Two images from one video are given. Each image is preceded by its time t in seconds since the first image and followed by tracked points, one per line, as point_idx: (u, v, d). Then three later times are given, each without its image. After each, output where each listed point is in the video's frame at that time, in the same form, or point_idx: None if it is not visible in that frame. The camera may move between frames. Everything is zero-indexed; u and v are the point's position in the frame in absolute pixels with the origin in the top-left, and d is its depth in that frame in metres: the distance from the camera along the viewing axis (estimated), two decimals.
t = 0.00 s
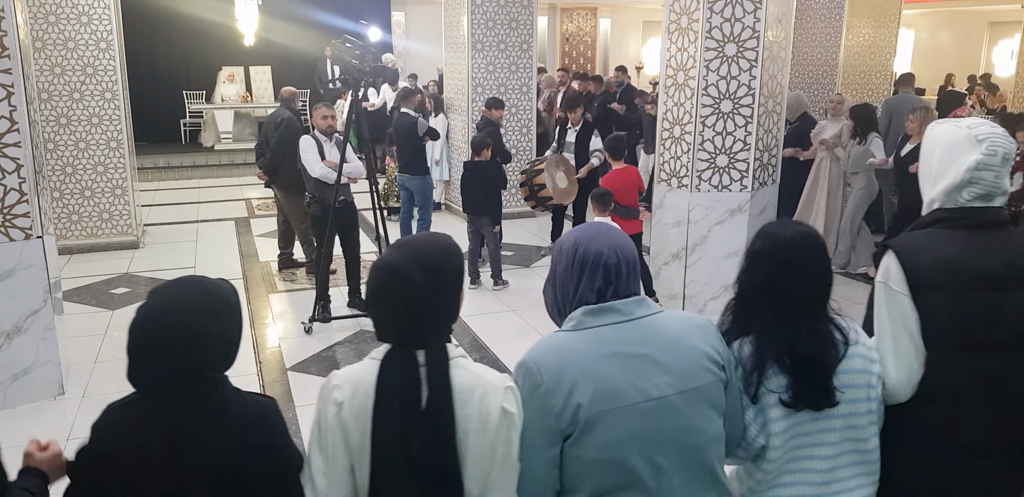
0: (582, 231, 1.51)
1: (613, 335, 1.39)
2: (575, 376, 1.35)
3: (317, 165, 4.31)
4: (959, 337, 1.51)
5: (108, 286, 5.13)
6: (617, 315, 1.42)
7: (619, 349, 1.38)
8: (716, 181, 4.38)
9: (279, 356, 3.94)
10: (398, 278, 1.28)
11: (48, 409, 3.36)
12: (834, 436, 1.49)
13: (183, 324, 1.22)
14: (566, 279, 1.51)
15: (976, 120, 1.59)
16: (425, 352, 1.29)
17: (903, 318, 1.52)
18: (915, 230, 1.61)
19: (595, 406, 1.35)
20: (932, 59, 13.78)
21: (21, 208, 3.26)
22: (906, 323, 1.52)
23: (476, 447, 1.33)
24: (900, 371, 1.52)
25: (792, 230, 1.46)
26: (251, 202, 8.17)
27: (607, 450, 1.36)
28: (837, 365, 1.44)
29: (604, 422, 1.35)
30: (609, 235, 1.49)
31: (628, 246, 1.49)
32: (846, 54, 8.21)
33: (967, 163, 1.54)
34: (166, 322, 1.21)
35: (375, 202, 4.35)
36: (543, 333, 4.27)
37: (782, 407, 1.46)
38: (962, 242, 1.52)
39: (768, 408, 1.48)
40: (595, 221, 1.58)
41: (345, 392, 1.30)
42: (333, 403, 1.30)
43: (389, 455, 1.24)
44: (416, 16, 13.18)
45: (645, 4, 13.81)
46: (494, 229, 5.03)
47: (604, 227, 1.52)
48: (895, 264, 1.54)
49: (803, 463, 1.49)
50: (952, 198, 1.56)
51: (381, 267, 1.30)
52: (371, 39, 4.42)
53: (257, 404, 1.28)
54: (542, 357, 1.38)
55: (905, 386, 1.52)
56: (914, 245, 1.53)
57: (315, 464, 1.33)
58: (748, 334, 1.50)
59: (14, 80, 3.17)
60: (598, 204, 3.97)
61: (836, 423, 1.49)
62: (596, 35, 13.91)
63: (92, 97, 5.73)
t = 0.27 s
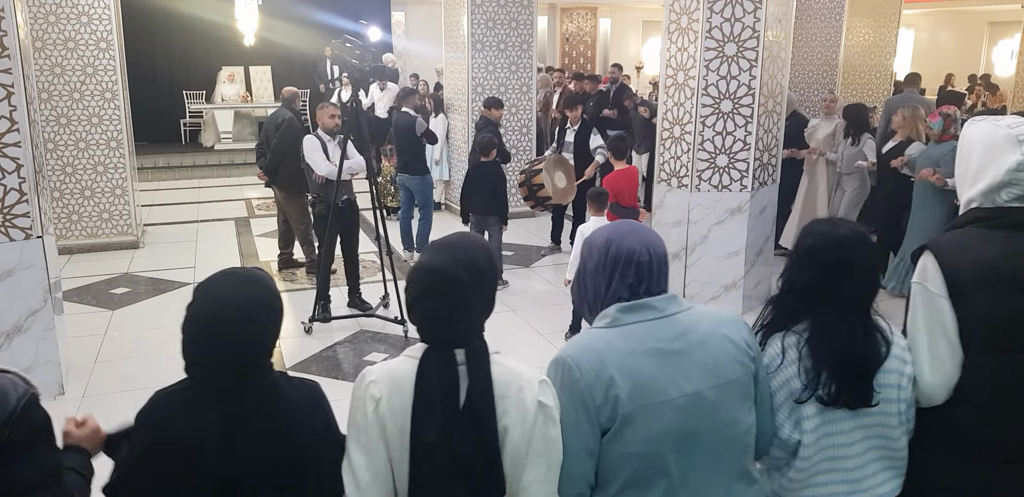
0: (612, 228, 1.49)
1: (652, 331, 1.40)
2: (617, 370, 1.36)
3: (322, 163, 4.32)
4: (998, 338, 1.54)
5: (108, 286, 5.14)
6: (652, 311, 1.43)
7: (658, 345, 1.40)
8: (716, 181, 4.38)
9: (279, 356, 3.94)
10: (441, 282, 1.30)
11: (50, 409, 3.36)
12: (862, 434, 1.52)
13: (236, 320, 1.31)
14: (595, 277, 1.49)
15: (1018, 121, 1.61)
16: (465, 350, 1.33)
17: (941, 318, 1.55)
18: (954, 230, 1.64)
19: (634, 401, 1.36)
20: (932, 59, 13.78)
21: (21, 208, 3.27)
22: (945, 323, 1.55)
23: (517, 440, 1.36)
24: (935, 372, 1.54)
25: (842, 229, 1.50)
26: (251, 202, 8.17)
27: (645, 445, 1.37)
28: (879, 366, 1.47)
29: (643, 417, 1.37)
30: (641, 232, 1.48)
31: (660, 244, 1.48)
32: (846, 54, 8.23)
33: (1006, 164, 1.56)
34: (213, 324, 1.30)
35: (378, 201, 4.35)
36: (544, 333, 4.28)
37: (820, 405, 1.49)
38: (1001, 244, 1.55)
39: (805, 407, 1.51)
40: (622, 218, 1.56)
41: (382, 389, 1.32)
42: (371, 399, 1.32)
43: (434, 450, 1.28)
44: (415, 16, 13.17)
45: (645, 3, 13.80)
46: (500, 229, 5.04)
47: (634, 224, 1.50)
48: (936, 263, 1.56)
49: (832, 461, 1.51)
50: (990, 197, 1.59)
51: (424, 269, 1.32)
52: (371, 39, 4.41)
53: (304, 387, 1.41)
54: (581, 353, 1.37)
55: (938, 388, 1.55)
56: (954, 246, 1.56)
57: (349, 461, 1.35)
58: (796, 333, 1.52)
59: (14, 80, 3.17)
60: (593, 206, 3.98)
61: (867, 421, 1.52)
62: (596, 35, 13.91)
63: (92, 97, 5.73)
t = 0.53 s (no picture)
0: (636, 228, 1.54)
1: (672, 333, 1.41)
2: (636, 370, 1.37)
3: (323, 169, 4.33)
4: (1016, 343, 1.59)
5: (108, 286, 5.14)
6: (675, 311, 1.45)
7: (677, 348, 1.40)
8: (716, 181, 4.38)
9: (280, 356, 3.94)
10: (470, 286, 1.33)
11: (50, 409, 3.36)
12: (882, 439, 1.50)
13: (263, 324, 1.32)
14: (622, 275, 1.54)
15: None
16: (487, 356, 1.34)
17: (963, 320, 1.60)
18: (978, 233, 1.70)
19: (653, 402, 1.37)
20: (931, 59, 13.79)
21: (21, 208, 3.27)
22: (966, 326, 1.60)
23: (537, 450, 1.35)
24: (953, 376, 1.58)
25: (869, 233, 1.48)
26: (251, 202, 8.17)
27: (664, 448, 1.38)
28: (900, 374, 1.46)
29: (663, 418, 1.37)
30: (665, 232, 1.52)
31: (682, 243, 1.52)
32: (846, 54, 8.23)
33: None
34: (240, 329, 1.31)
35: (379, 202, 4.34)
36: (544, 333, 4.28)
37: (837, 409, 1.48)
38: None
39: (820, 411, 1.51)
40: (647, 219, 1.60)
41: (404, 396, 1.32)
42: (392, 406, 1.31)
43: (457, 458, 1.28)
44: (416, 16, 13.17)
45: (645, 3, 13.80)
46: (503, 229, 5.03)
47: (658, 224, 1.54)
48: (961, 266, 1.62)
49: (850, 466, 1.50)
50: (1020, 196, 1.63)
51: (452, 274, 1.34)
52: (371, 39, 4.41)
53: (327, 386, 1.40)
54: (603, 353, 1.39)
55: (956, 390, 1.58)
56: (980, 250, 1.61)
57: (378, 457, 1.33)
58: (818, 337, 1.51)
59: (13, 81, 3.17)
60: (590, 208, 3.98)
61: (885, 426, 1.49)
62: (596, 35, 13.91)
63: (92, 97, 5.73)
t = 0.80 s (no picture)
0: (641, 228, 1.51)
1: (672, 337, 1.41)
2: (633, 374, 1.36)
3: (325, 169, 4.33)
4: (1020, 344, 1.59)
5: (108, 286, 5.14)
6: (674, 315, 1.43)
7: (676, 351, 1.39)
8: (716, 181, 4.38)
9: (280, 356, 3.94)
10: (474, 289, 1.34)
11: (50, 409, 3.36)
12: (873, 441, 1.50)
13: (273, 327, 1.31)
14: (624, 275, 1.51)
15: None
16: (490, 356, 1.35)
17: (968, 321, 1.59)
18: (991, 233, 1.68)
19: (650, 406, 1.36)
20: (931, 59, 13.78)
21: (21, 208, 3.27)
22: (970, 327, 1.59)
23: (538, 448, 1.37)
24: (951, 376, 1.59)
25: (863, 231, 1.48)
26: (251, 201, 8.18)
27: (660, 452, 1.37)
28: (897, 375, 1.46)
29: (663, 422, 1.37)
30: (671, 234, 1.48)
31: (688, 246, 1.49)
32: (846, 54, 8.23)
33: None
34: (251, 331, 1.30)
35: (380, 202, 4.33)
36: (544, 333, 4.28)
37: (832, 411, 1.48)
38: None
39: (814, 413, 1.49)
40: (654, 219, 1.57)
41: (408, 401, 1.32)
42: (395, 412, 1.31)
43: (460, 459, 1.29)
44: (416, 16, 13.18)
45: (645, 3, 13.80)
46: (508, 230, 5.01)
47: (665, 225, 1.50)
48: (970, 267, 1.61)
49: (841, 468, 1.49)
50: None
51: (456, 277, 1.34)
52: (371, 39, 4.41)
53: (330, 385, 1.41)
54: (598, 356, 1.38)
55: (949, 388, 1.59)
56: (988, 251, 1.60)
57: (377, 465, 1.34)
58: (814, 337, 1.51)
59: (13, 81, 3.17)
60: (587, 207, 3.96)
61: (877, 428, 1.50)
62: (596, 35, 13.91)
63: (92, 97, 5.73)
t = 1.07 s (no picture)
0: (639, 239, 1.51)
1: (674, 347, 1.41)
2: (637, 384, 1.36)
3: (325, 168, 4.33)
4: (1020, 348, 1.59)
5: (108, 286, 5.13)
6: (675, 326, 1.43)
7: (679, 360, 1.39)
8: (716, 181, 4.38)
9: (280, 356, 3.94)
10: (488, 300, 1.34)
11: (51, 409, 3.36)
12: (877, 448, 1.50)
13: (270, 337, 1.31)
14: (624, 286, 1.51)
15: None
16: (501, 363, 1.36)
17: (967, 326, 1.60)
18: (983, 235, 1.69)
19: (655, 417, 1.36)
20: (931, 59, 13.77)
21: (21, 208, 3.27)
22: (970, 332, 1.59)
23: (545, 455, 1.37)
24: (959, 384, 1.58)
25: (863, 236, 1.48)
26: (251, 201, 8.18)
27: (666, 463, 1.37)
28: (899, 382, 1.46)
29: (669, 433, 1.36)
30: (670, 244, 1.48)
31: (687, 256, 1.48)
32: (846, 54, 8.23)
33: None
34: (243, 342, 1.30)
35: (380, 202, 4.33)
36: (544, 333, 4.29)
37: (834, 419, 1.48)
38: None
39: (816, 420, 1.50)
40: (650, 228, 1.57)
41: (416, 405, 1.32)
42: (404, 416, 1.31)
43: (471, 465, 1.30)
44: (415, 16, 13.17)
45: (645, 3, 13.80)
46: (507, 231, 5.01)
47: (663, 235, 1.50)
48: (964, 271, 1.61)
49: (845, 476, 1.49)
50: None
51: (471, 288, 1.36)
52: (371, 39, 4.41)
53: (329, 398, 1.42)
54: (598, 370, 1.38)
55: (955, 396, 1.57)
56: (983, 254, 1.61)
57: (376, 472, 1.34)
58: (814, 344, 1.51)
59: (13, 81, 3.17)
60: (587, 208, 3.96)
61: (882, 436, 1.50)
62: (596, 35, 13.90)
63: (92, 97, 5.73)
